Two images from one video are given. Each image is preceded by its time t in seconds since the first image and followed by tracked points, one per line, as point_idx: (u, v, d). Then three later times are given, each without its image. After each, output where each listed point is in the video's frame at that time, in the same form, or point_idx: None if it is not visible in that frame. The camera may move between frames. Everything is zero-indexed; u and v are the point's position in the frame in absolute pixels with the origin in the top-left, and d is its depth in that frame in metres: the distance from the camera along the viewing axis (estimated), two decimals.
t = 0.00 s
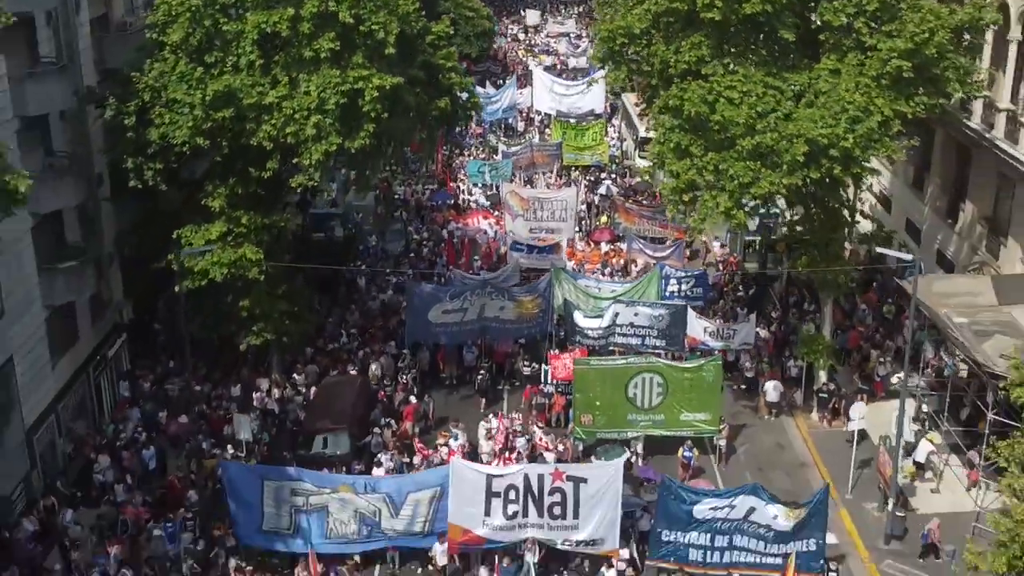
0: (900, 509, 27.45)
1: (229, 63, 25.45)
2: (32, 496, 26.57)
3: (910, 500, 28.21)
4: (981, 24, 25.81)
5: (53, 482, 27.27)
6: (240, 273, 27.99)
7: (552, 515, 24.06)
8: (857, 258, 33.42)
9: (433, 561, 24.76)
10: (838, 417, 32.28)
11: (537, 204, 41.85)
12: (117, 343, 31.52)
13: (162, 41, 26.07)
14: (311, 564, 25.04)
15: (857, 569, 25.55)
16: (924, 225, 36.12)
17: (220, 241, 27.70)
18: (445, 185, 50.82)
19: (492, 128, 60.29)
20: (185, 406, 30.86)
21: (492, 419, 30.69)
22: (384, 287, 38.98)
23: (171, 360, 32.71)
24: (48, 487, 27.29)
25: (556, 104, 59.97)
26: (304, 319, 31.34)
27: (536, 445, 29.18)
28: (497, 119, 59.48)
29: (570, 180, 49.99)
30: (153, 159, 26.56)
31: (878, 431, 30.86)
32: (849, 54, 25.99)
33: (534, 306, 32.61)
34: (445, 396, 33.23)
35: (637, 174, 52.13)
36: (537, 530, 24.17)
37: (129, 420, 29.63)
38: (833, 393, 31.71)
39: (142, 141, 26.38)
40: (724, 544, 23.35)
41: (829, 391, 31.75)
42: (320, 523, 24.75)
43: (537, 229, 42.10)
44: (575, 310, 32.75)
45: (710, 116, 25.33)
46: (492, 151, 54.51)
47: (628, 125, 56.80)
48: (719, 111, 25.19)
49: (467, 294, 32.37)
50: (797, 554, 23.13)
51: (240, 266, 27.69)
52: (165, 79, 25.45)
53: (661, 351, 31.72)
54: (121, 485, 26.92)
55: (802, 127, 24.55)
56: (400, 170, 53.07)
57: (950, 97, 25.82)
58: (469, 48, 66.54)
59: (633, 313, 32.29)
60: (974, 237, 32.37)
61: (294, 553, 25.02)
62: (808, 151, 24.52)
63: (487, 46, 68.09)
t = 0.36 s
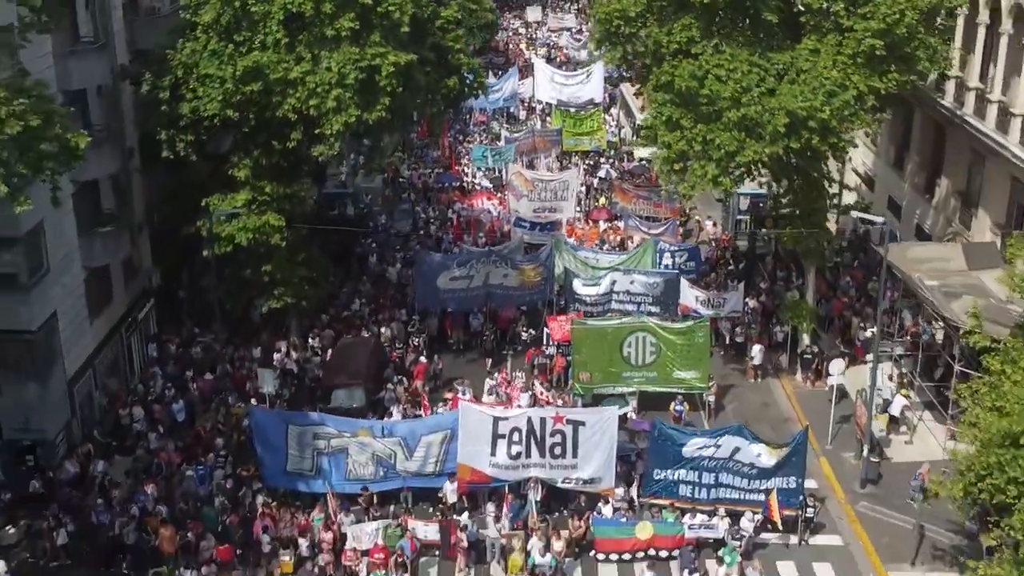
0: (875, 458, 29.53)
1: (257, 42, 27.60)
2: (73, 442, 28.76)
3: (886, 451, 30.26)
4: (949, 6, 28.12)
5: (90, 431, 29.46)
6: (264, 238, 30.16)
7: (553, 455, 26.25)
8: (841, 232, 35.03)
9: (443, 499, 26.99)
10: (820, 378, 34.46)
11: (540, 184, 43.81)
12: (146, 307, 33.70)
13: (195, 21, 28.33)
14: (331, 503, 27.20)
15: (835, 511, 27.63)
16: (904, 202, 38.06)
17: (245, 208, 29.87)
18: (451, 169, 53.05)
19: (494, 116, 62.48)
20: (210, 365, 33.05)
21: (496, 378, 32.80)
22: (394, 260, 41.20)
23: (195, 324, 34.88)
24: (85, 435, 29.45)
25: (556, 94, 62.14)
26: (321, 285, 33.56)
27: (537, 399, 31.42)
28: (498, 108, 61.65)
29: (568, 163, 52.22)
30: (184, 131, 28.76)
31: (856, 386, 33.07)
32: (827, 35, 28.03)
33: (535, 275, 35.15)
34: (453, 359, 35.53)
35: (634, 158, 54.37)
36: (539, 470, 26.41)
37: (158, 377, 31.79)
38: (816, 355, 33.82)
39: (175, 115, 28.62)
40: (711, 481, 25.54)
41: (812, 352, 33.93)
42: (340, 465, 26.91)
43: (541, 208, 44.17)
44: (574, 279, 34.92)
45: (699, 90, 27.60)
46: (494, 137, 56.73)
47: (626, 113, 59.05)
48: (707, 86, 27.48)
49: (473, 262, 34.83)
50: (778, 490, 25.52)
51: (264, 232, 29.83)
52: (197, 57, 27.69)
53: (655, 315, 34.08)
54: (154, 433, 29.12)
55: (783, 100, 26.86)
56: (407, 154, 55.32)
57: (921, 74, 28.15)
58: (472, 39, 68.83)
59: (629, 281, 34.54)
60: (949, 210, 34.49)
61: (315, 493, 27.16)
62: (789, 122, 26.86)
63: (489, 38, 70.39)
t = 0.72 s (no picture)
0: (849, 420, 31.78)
1: (278, 34, 29.98)
2: (107, 404, 31.02)
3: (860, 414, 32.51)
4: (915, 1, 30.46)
5: (122, 394, 31.73)
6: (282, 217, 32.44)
7: (551, 412, 28.56)
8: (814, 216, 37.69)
9: (450, 455, 29.23)
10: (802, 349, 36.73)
11: (540, 171, 46.18)
12: (171, 282, 35.96)
13: (221, 14, 30.61)
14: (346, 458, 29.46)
15: (812, 467, 29.87)
16: (883, 186, 40.29)
17: (265, 188, 32.16)
18: (455, 158, 55.37)
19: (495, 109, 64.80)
20: (231, 337, 35.32)
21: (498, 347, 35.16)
22: (402, 242, 43.49)
23: (216, 299, 37.16)
24: (118, 398, 31.71)
25: (555, 88, 64.46)
26: (334, 262, 35.83)
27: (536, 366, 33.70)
28: (498, 101, 63.99)
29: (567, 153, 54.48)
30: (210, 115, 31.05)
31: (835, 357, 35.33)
32: (805, 27, 30.33)
33: (535, 254, 37.46)
34: (457, 333, 37.86)
35: (630, 149, 56.70)
36: (538, 426, 28.70)
37: (183, 346, 34.08)
38: (798, 327, 36.09)
39: (202, 100, 30.93)
40: (694, 436, 27.86)
41: (794, 325, 36.20)
42: (355, 423, 29.15)
43: (541, 195, 46.45)
44: (572, 257, 37.20)
45: (686, 78, 29.94)
46: (496, 129, 59.05)
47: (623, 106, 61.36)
48: (694, 75, 29.83)
49: (476, 241, 37.14)
50: (757, 445, 27.85)
51: (283, 209, 32.14)
52: (223, 47, 30.02)
53: (647, 291, 36.07)
54: (182, 395, 31.39)
55: (763, 87, 29.17)
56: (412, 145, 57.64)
57: (891, 63, 30.66)
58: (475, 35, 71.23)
59: (624, 259, 36.57)
60: (922, 192, 36.74)
61: (332, 450, 29.40)
62: (768, 107, 29.14)
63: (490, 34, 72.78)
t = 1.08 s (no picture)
0: (824, 408, 34.33)
1: (296, 51, 32.52)
2: (138, 392, 33.56)
3: (835, 403, 35.08)
4: (883, 20, 33.07)
5: (152, 383, 34.28)
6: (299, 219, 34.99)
7: (549, 400, 31.07)
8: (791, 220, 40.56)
9: (455, 439, 31.77)
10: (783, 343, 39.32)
11: (539, 175, 48.75)
12: (194, 280, 38.50)
13: (244, 33, 33.02)
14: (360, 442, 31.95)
15: (789, 450, 32.45)
16: (861, 190, 42.80)
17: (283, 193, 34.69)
18: (458, 162, 57.99)
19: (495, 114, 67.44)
20: (250, 331, 37.87)
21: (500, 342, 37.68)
22: (408, 242, 46.08)
23: (236, 296, 39.74)
24: (148, 387, 34.24)
25: (553, 94, 67.04)
26: (347, 261, 38.39)
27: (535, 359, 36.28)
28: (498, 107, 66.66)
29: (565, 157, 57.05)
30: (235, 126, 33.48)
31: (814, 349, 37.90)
32: (783, 45, 32.88)
33: (534, 254, 39.99)
34: (462, 328, 40.47)
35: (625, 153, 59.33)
36: (537, 413, 31.21)
37: (207, 339, 36.63)
38: (779, 322, 38.67)
39: (226, 112, 33.45)
40: (680, 420, 30.40)
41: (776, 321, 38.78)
42: (368, 410, 31.65)
43: (541, 198, 48.97)
44: (569, 257, 39.74)
45: (673, 93, 32.59)
46: (497, 133, 61.68)
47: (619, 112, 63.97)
48: (680, 89, 32.44)
49: (480, 242, 39.68)
50: (737, 428, 30.44)
51: (300, 213, 34.68)
52: (246, 63, 32.52)
53: (637, 288, 38.46)
54: (208, 384, 33.94)
55: (743, 100, 31.74)
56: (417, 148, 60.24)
57: (861, 78, 33.31)
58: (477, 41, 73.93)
59: (616, 259, 39.18)
60: (896, 196, 39.24)
61: (347, 434, 31.93)
62: (748, 119, 31.73)
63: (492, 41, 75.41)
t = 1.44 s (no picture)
0: (804, 399, 36.96)
1: (315, 69, 35.27)
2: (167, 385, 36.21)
3: (815, 394, 37.73)
4: (859, 40, 35.71)
5: (180, 377, 36.94)
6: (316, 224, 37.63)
7: (549, 391, 33.72)
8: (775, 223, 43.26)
9: (462, 426, 34.40)
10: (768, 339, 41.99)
11: (538, 180, 51.40)
12: (216, 280, 41.16)
13: (267, 52, 35.74)
14: (373, 430, 34.60)
15: (771, 438, 35.06)
16: (844, 195, 45.34)
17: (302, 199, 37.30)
18: (462, 167, 60.74)
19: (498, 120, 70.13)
20: (268, 328, 40.54)
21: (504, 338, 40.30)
22: (415, 244, 48.78)
23: (255, 295, 42.44)
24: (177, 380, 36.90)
25: (554, 101, 69.60)
26: (359, 263, 41.06)
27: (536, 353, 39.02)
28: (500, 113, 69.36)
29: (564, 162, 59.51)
30: (258, 137, 35.91)
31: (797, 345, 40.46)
32: (765, 62, 35.58)
33: (535, 256, 42.60)
34: (467, 325, 43.18)
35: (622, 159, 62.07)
36: (537, 402, 33.84)
37: (229, 335, 39.30)
38: (764, 319, 41.34)
39: (250, 125, 36.05)
40: (669, 409, 33.04)
41: (761, 318, 41.44)
42: (381, 400, 34.25)
43: (540, 202, 51.60)
44: (568, 259, 42.34)
45: (664, 107, 35.29)
46: (499, 139, 64.42)
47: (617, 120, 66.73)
48: (671, 103, 35.13)
49: (484, 244, 42.29)
50: (721, 416, 33.16)
51: (317, 217, 37.31)
52: (268, 80, 35.12)
53: (633, 287, 41.35)
54: (232, 377, 36.62)
55: (729, 115, 34.45)
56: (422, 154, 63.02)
57: (838, 93, 35.99)
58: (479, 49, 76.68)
59: (611, 260, 41.97)
60: (875, 202, 41.70)
61: (362, 422, 34.57)
62: (733, 132, 34.44)
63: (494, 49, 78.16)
